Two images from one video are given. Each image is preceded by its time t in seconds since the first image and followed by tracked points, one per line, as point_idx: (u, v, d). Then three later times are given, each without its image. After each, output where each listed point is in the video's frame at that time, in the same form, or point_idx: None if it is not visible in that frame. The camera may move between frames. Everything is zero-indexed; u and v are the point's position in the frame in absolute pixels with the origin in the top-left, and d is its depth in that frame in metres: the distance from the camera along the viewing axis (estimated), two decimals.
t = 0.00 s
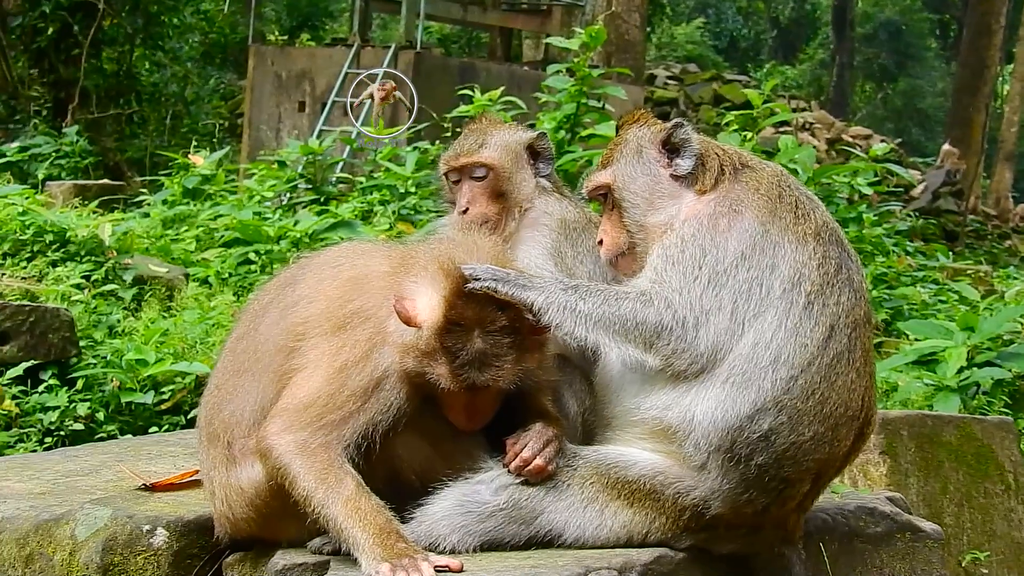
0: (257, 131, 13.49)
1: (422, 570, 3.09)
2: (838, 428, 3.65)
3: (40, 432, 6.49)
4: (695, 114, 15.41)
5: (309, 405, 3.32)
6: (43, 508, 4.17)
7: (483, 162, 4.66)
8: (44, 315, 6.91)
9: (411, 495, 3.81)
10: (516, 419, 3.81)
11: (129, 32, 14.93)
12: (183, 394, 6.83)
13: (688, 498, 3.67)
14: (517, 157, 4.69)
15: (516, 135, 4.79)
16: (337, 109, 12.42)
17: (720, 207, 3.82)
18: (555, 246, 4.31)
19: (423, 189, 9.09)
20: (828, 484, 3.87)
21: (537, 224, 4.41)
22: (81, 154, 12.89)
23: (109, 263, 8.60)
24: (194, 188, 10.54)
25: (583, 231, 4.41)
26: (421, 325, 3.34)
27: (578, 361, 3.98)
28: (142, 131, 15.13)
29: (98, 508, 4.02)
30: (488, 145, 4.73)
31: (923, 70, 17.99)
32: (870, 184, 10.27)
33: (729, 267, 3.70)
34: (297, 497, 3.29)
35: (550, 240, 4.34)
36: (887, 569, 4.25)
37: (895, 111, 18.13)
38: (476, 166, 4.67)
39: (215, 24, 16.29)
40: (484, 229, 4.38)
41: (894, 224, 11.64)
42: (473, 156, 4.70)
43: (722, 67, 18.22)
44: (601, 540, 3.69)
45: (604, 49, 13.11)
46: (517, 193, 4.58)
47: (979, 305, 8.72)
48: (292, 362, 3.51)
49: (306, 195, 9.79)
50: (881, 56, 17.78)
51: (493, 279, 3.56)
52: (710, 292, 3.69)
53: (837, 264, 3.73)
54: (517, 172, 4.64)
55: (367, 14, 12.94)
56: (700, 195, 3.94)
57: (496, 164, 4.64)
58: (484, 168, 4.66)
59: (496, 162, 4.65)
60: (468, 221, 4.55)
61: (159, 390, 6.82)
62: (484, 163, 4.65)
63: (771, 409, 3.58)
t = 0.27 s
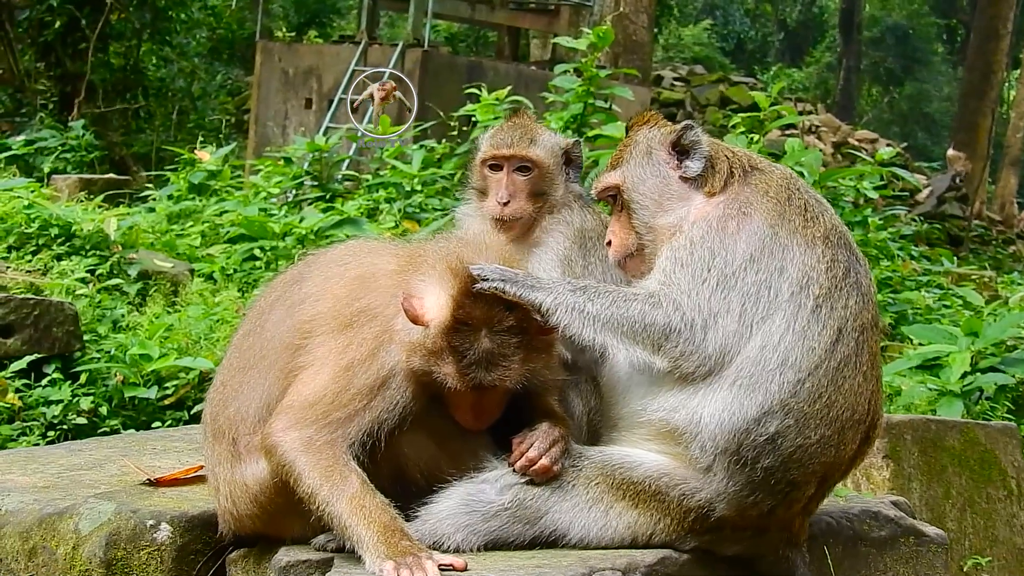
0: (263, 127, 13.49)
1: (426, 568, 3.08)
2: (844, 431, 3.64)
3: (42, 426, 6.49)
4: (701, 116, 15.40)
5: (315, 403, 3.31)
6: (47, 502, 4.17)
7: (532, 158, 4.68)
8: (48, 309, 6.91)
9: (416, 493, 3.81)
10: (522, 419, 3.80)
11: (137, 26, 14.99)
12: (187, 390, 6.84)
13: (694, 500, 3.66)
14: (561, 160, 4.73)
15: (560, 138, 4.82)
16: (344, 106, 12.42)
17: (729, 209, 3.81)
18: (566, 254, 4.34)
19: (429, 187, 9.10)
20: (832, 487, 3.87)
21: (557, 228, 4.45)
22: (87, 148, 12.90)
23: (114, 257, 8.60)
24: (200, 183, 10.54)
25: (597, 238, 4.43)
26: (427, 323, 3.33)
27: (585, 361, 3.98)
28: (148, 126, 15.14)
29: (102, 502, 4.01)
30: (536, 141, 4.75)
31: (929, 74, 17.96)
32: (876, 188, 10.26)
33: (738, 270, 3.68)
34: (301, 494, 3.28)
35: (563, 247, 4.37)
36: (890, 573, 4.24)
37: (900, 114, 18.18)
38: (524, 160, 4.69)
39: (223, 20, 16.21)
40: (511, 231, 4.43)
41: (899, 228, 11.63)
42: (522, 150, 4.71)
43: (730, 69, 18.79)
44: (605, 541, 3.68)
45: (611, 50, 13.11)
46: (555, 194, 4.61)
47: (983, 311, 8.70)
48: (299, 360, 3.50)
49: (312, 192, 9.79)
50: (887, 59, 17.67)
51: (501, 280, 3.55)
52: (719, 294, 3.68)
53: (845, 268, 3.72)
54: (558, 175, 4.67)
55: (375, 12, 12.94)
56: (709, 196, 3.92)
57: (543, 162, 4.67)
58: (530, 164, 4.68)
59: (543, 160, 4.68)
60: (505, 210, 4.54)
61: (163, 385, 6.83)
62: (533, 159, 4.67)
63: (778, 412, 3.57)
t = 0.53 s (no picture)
0: (259, 119, 13.45)
1: (416, 562, 3.07)
2: (836, 429, 3.64)
3: (34, 416, 6.47)
4: (697, 113, 15.41)
5: (308, 395, 3.30)
6: (37, 492, 4.16)
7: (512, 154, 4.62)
8: (41, 299, 6.89)
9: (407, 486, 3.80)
10: (515, 413, 3.80)
11: (133, 17, 14.97)
12: (179, 381, 6.84)
13: (685, 496, 3.66)
14: (548, 153, 4.65)
15: (550, 129, 4.73)
16: (340, 99, 12.39)
17: (723, 206, 3.80)
18: (554, 240, 4.37)
19: (425, 181, 9.10)
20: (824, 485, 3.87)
21: (549, 213, 4.48)
22: (81, 139, 12.86)
23: (107, 248, 8.58)
24: (195, 174, 10.52)
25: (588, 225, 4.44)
26: (423, 318, 3.33)
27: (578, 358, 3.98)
28: (143, 117, 15.08)
29: (93, 493, 4.00)
30: (518, 136, 4.67)
31: (927, 74, 17.76)
32: (871, 188, 10.27)
33: (732, 267, 3.68)
34: (293, 486, 3.27)
35: (552, 233, 4.40)
36: (881, 571, 4.24)
37: (897, 113, 18.39)
38: (506, 157, 4.63)
39: (220, 11, 16.20)
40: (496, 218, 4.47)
41: (894, 227, 11.63)
42: (502, 147, 4.64)
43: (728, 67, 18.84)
44: (597, 536, 3.68)
45: (608, 46, 13.10)
46: (544, 188, 4.56)
47: (976, 311, 8.72)
48: (292, 352, 3.49)
49: (307, 184, 9.78)
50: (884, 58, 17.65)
51: (494, 275, 3.54)
52: (712, 291, 3.68)
53: (839, 266, 3.71)
54: (546, 167, 4.60)
55: (372, 5, 12.92)
56: (703, 193, 3.92)
57: (525, 158, 4.61)
58: (512, 161, 4.62)
59: (525, 156, 4.61)
60: (487, 210, 4.52)
61: (155, 376, 6.82)
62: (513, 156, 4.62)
63: (771, 409, 3.57)
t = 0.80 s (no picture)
0: (248, 112, 13.40)
1: (406, 557, 3.08)
2: (825, 428, 3.66)
3: (21, 408, 6.45)
4: (687, 109, 15.43)
5: (300, 390, 3.31)
6: (27, 485, 4.16)
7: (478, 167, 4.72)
8: (29, 290, 6.87)
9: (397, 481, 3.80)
10: (506, 410, 3.80)
11: (123, 8, 14.91)
12: (167, 373, 6.83)
13: (675, 493, 3.68)
14: (517, 157, 4.72)
15: (519, 133, 4.81)
16: (330, 92, 12.38)
17: (715, 204, 3.82)
18: (547, 245, 4.35)
19: (414, 175, 9.11)
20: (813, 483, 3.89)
21: (536, 221, 4.47)
22: (70, 129, 12.81)
23: (96, 240, 8.56)
24: (184, 166, 10.49)
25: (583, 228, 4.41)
26: (417, 315, 3.32)
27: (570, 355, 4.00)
28: (132, 108, 15.03)
29: (83, 486, 4.01)
30: (485, 147, 4.78)
31: (915, 72, 18.28)
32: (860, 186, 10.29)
33: (723, 266, 3.70)
34: (284, 480, 3.28)
35: (545, 239, 4.37)
36: (869, 569, 4.27)
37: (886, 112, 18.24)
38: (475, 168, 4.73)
39: (210, 3, 16.22)
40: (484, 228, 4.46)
41: (881, 225, 11.68)
42: (470, 159, 4.76)
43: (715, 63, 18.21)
44: (586, 533, 3.70)
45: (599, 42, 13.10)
46: (515, 194, 4.64)
47: (964, 310, 8.77)
48: (285, 345, 3.49)
49: (296, 178, 9.77)
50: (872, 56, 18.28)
51: (487, 274, 3.55)
52: (703, 290, 3.70)
53: (830, 265, 3.73)
54: (515, 171, 4.68)
55: None
56: (695, 191, 3.93)
57: (493, 166, 4.70)
58: (481, 171, 4.72)
59: (494, 164, 4.71)
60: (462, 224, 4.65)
61: (143, 368, 6.81)
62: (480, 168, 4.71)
63: (761, 407, 3.58)
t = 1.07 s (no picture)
0: (243, 110, 13.38)
1: (402, 556, 3.08)
2: (822, 426, 3.66)
3: (17, 407, 6.44)
4: (682, 107, 15.44)
5: (295, 390, 3.31)
6: (23, 485, 4.16)
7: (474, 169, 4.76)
8: (24, 290, 6.86)
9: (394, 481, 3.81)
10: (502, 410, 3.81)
11: (117, 7, 14.89)
12: (163, 372, 6.83)
13: (671, 492, 3.69)
14: (512, 157, 4.75)
15: (513, 133, 4.83)
16: (324, 91, 12.36)
17: (710, 205, 3.83)
18: (544, 246, 4.38)
19: (409, 174, 9.11)
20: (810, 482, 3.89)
21: (533, 222, 4.51)
22: (65, 128, 12.79)
23: (91, 239, 8.54)
24: (179, 165, 10.48)
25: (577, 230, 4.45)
26: (410, 314, 3.33)
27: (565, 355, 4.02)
28: (127, 107, 15.00)
29: (79, 485, 4.01)
30: (481, 148, 4.81)
31: (909, 70, 18.35)
32: (854, 184, 10.32)
33: (719, 265, 3.71)
34: (280, 481, 3.28)
35: (540, 242, 4.40)
36: (865, 568, 4.28)
37: (880, 110, 18.25)
38: (470, 169, 4.77)
39: (204, 2, 16.22)
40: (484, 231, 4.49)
41: (876, 223, 11.69)
42: (465, 161, 4.79)
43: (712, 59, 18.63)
44: (583, 532, 3.70)
45: (593, 40, 13.11)
46: (511, 195, 4.68)
47: (958, 307, 8.80)
48: (281, 344, 3.49)
49: (291, 176, 9.76)
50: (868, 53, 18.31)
51: (482, 275, 3.56)
52: (699, 290, 3.71)
53: (825, 264, 3.74)
54: (511, 173, 4.72)
55: None
56: (690, 191, 3.94)
57: (489, 167, 4.74)
58: (477, 172, 4.76)
59: (489, 166, 4.74)
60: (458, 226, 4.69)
61: (139, 367, 6.81)
62: (476, 171, 4.75)
63: (758, 406, 3.59)
